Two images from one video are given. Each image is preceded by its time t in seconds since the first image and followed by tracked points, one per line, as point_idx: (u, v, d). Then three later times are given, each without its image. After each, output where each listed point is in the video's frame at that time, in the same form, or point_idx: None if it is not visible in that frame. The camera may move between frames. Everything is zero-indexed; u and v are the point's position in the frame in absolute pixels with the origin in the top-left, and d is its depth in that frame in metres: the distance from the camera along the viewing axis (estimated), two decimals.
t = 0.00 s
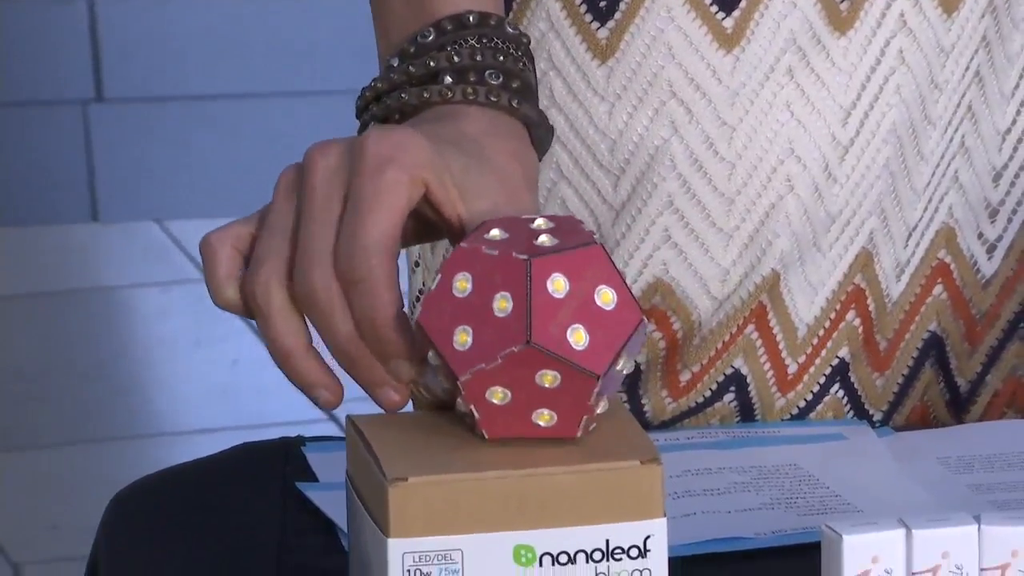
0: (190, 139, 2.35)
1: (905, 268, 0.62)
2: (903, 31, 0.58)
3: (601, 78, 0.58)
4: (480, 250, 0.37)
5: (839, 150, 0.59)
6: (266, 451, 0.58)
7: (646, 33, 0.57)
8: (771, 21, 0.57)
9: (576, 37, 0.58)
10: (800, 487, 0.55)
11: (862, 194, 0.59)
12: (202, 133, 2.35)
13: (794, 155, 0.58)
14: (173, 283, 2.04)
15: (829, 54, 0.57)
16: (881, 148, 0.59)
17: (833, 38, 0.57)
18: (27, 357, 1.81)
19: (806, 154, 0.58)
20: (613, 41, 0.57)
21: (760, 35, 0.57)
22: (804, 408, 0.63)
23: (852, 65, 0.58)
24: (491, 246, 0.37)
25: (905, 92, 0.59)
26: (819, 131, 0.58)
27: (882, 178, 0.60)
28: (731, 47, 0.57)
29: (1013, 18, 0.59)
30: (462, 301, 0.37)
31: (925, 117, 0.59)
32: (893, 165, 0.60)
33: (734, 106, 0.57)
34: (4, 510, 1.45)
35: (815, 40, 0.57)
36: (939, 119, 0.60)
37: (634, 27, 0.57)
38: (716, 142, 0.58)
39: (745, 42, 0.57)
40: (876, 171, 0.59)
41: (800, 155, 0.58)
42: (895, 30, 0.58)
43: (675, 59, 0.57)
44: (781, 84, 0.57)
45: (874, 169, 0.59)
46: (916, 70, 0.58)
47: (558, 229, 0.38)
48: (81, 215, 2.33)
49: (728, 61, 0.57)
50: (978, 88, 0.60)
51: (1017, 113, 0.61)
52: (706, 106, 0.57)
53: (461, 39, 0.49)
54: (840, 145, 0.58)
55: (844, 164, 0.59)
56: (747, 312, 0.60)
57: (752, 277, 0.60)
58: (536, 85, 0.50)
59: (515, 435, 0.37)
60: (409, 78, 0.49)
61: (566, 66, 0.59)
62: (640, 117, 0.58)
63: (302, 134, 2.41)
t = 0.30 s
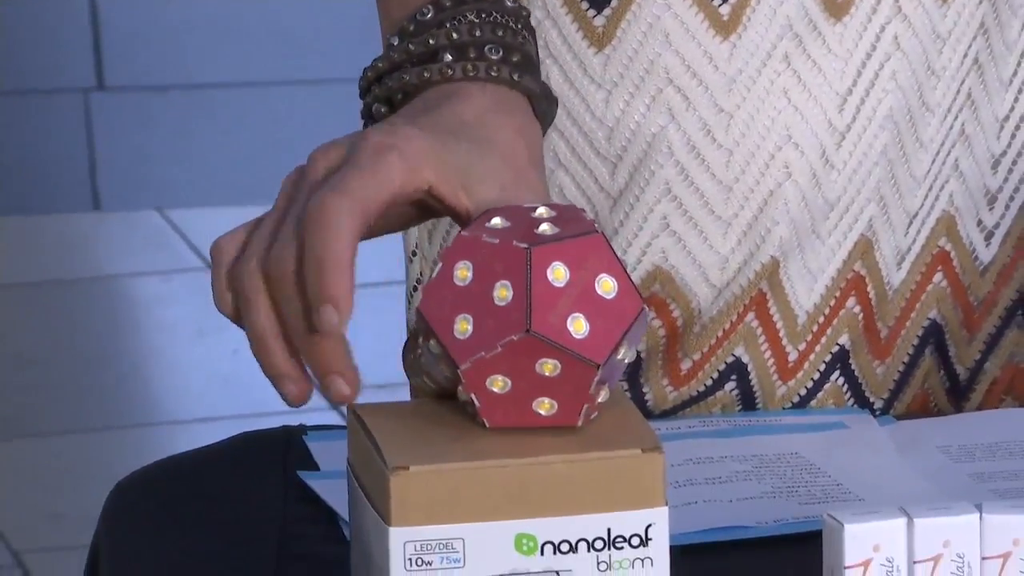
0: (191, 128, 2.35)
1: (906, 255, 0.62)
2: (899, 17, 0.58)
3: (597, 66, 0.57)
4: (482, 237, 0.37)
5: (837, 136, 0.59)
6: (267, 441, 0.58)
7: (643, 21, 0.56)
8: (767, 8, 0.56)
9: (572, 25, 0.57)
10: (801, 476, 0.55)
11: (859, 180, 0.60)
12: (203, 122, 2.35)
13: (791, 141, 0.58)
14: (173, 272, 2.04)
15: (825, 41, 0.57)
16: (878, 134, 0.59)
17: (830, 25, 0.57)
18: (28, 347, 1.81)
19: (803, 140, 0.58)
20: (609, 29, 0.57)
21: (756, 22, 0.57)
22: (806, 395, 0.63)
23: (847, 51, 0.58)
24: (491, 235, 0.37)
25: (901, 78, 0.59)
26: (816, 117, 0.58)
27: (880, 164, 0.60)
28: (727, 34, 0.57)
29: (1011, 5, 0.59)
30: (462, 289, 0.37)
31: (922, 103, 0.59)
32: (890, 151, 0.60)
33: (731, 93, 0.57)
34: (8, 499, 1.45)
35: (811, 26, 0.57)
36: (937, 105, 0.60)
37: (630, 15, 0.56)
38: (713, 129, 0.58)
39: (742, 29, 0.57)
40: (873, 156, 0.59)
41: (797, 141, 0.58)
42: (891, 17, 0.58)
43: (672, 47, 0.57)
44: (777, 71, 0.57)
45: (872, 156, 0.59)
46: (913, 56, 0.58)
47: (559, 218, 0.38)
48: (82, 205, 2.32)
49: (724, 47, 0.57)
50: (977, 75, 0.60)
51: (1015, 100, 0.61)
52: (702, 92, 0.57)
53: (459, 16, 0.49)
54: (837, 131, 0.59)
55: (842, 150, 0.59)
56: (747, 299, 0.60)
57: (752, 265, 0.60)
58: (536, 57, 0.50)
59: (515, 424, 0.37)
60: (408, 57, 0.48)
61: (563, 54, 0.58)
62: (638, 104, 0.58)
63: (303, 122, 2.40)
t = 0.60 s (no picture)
0: (193, 117, 2.34)
1: (908, 241, 0.62)
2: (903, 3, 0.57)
3: (599, 53, 0.57)
4: (485, 226, 0.37)
5: (839, 122, 0.58)
6: (270, 430, 0.58)
7: (645, 8, 0.56)
8: None
9: (574, 12, 0.57)
10: (803, 465, 0.55)
11: (861, 167, 0.59)
12: (205, 111, 2.35)
13: (793, 127, 0.58)
14: (177, 261, 2.04)
15: (828, 26, 0.57)
16: (880, 120, 0.59)
17: (832, 11, 0.57)
18: (31, 337, 1.81)
19: (805, 127, 0.58)
20: (612, 16, 0.57)
21: (758, 9, 0.56)
22: (808, 382, 0.62)
23: (850, 38, 0.57)
24: (496, 224, 0.37)
25: (903, 64, 0.58)
26: (818, 103, 0.58)
27: (881, 151, 0.59)
28: (729, 21, 0.56)
29: None
30: (467, 278, 0.37)
31: (923, 90, 0.59)
32: (891, 137, 0.59)
33: (733, 80, 0.57)
34: (11, 488, 1.46)
35: (813, 13, 0.57)
36: (938, 92, 0.60)
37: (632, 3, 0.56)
38: (716, 116, 0.58)
39: (744, 16, 0.56)
40: (875, 144, 0.59)
41: (799, 128, 0.58)
42: (894, 3, 0.57)
43: (675, 34, 0.56)
44: (780, 57, 0.57)
45: (873, 142, 0.59)
46: (914, 41, 0.58)
47: (564, 209, 0.38)
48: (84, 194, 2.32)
49: (727, 34, 0.57)
50: (976, 61, 0.60)
51: (1014, 87, 0.61)
52: (705, 79, 0.57)
53: None
54: (839, 118, 0.58)
55: (844, 136, 0.59)
56: (748, 287, 0.60)
57: (753, 252, 0.60)
58: None
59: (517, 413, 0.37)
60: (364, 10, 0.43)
61: (565, 41, 0.58)
62: (641, 92, 0.58)
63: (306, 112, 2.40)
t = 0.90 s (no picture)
0: (194, 102, 2.34)
1: (907, 219, 0.62)
2: None
3: (597, 33, 0.57)
4: (487, 212, 0.37)
5: (837, 100, 0.58)
6: (272, 415, 0.58)
7: None
8: None
9: None
10: (804, 450, 0.55)
11: (859, 145, 0.59)
12: (206, 96, 2.34)
13: (792, 106, 0.58)
14: (178, 247, 2.04)
15: (826, 5, 0.57)
16: (876, 98, 0.59)
17: None
18: (33, 322, 1.82)
19: (804, 106, 0.58)
20: None
21: None
22: (807, 365, 0.63)
23: (849, 16, 0.57)
24: (498, 208, 0.37)
25: (899, 42, 0.58)
26: (817, 82, 0.58)
27: (878, 129, 0.59)
28: None
29: None
30: (468, 264, 0.37)
31: (920, 67, 0.59)
32: (888, 115, 0.59)
33: (730, 59, 0.57)
34: (12, 472, 1.46)
35: None
36: (936, 70, 0.59)
37: None
38: (715, 95, 0.57)
39: None
40: (872, 122, 0.59)
41: (798, 106, 0.58)
42: None
43: (672, 13, 0.56)
44: (779, 35, 0.57)
45: (870, 120, 0.59)
46: (911, 19, 0.58)
47: (566, 194, 0.38)
48: (85, 179, 2.32)
49: (725, 12, 0.56)
50: (974, 39, 0.60)
51: (1011, 66, 0.61)
52: (703, 58, 0.57)
53: None
54: (838, 96, 0.58)
55: (842, 115, 0.58)
56: (748, 267, 0.60)
57: (753, 232, 0.60)
58: None
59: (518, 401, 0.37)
60: None
61: (562, 22, 0.57)
62: (639, 71, 0.57)
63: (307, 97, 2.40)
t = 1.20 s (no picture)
0: (193, 84, 2.34)
1: (901, 193, 0.62)
2: None
3: (599, 5, 0.57)
4: (487, 194, 0.37)
5: (837, 71, 0.58)
6: (272, 398, 0.58)
7: None
8: None
9: None
10: (804, 432, 0.55)
11: (858, 116, 0.59)
12: (204, 79, 2.34)
13: (793, 78, 0.57)
14: (179, 229, 2.04)
15: None
16: (874, 69, 0.59)
17: None
18: (34, 305, 1.82)
19: (805, 77, 0.58)
20: None
21: None
22: (805, 344, 0.63)
23: None
24: (498, 191, 0.37)
25: (897, 12, 0.58)
26: (819, 53, 0.57)
27: (877, 102, 0.59)
28: None
29: None
30: (468, 247, 0.37)
31: (917, 40, 0.59)
32: (886, 87, 0.59)
33: (733, 29, 0.56)
34: (13, 455, 1.46)
35: None
36: (932, 42, 0.60)
37: None
38: (718, 65, 0.57)
39: None
40: (871, 93, 0.59)
41: (800, 78, 0.58)
42: None
43: None
44: (782, 6, 0.56)
45: (868, 92, 0.59)
46: None
47: (564, 176, 0.38)
48: (84, 161, 2.32)
49: None
50: (966, 12, 0.61)
51: (1000, 39, 0.62)
52: (706, 30, 0.56)
53: None
54: (838, 67, 0.58)
55: (842, 85, 0.58)
56: (750, 239, 0.60)
57: (753, 205, 0.60)
58: None
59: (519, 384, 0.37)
60: None
61: None
62: (642, 43, 0.57)
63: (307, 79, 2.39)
